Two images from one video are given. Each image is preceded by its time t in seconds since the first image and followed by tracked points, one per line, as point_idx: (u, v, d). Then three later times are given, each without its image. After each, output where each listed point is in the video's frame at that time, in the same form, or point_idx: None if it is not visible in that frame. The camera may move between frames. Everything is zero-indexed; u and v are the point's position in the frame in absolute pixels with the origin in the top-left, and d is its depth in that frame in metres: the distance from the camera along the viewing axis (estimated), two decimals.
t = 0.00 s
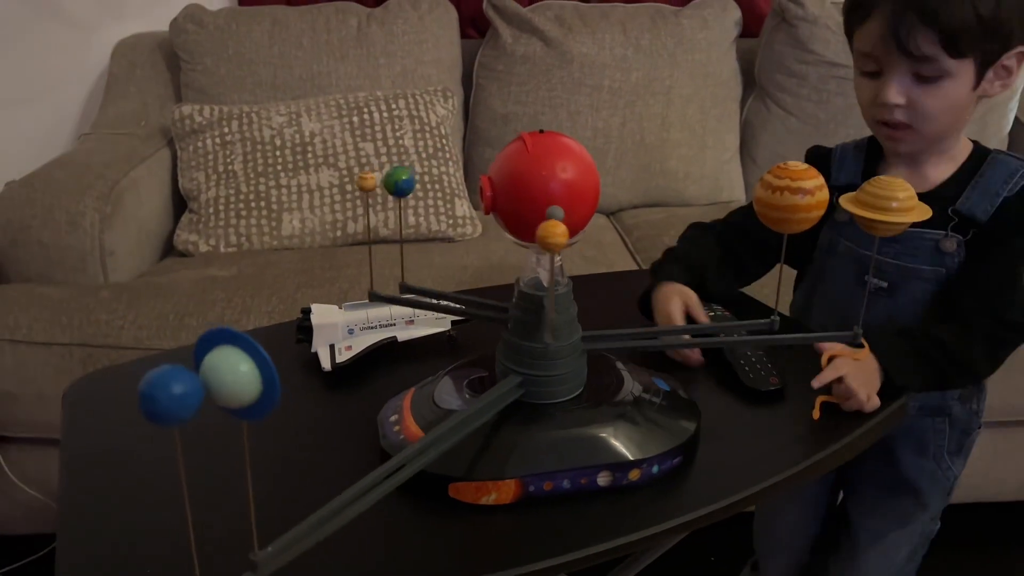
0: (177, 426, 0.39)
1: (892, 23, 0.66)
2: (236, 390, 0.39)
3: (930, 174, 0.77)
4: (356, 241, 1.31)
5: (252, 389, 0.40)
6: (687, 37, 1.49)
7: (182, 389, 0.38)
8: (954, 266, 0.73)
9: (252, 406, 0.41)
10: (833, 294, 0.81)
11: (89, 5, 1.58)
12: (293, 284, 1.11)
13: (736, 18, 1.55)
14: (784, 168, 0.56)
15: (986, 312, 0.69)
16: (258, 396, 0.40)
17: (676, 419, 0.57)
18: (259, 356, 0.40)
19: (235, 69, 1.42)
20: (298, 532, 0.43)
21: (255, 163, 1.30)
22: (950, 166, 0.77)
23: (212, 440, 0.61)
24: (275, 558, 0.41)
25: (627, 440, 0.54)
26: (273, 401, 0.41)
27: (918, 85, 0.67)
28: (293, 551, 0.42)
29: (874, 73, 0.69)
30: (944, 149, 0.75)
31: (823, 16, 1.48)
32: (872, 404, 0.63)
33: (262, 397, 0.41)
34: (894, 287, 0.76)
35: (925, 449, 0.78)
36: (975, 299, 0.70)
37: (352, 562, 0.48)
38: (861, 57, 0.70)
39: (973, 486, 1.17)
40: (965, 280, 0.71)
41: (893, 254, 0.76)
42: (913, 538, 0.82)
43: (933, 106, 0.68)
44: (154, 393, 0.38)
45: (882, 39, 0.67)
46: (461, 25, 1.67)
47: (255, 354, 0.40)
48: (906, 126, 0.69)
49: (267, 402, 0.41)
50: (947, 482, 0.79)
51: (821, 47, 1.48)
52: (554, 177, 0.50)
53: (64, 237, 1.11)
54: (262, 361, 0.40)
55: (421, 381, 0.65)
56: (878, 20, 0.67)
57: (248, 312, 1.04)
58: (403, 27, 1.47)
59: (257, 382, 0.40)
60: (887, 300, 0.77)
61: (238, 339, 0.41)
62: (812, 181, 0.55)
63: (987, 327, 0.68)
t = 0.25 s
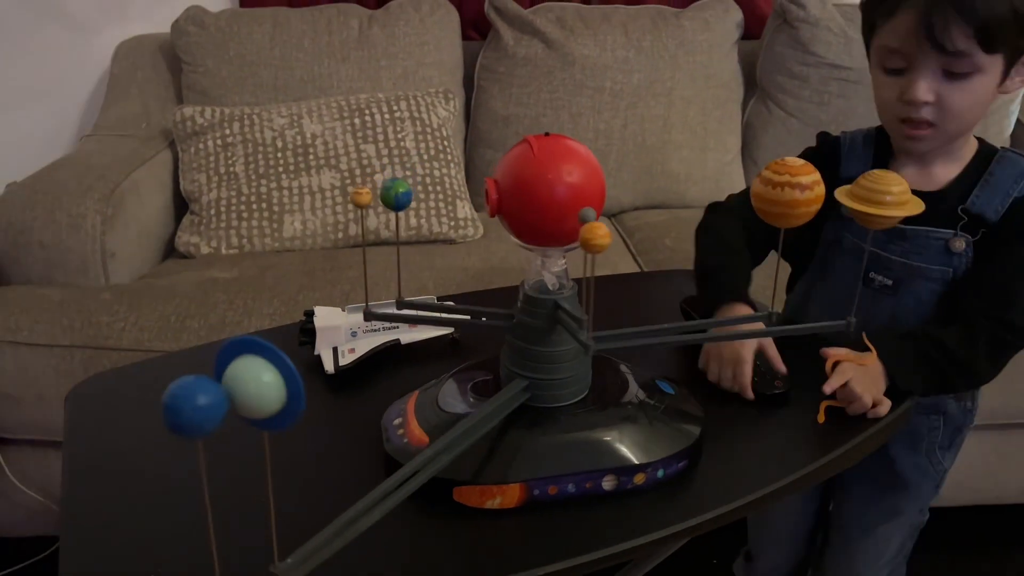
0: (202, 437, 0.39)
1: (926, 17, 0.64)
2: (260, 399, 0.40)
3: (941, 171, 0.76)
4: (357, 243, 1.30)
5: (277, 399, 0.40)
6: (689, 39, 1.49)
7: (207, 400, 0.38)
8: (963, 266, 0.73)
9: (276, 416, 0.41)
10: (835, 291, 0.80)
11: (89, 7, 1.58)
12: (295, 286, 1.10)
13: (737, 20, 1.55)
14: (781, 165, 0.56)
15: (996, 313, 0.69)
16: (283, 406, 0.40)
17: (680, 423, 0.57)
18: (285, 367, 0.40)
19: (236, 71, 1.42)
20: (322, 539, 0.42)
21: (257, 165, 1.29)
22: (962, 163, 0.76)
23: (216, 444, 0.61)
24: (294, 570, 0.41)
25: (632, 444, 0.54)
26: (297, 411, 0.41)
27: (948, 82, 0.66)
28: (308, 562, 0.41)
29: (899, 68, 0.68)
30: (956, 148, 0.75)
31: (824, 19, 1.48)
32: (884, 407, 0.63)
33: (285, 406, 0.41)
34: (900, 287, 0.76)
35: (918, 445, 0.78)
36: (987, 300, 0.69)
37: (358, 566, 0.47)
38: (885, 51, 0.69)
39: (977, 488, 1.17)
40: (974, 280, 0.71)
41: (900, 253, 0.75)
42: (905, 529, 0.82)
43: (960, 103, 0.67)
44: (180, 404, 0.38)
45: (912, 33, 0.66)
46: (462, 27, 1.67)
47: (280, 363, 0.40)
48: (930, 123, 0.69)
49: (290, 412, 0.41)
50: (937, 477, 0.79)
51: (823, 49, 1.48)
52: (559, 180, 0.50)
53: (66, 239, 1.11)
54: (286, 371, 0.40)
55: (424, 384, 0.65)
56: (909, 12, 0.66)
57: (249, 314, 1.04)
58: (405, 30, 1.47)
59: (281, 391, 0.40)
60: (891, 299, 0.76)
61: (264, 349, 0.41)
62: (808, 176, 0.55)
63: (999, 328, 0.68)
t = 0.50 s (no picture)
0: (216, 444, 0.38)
1: (937, 4, 0.65)
2: (276, 406, 0.39)
3: (945, 170, 0.76)
4: (357, 244, 1.30)
5: (292, 405, 0.39)
6: (689, 40, 1.49)
7: (222, 406, 0.37)
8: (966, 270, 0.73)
9: (291, 422, 0.40)
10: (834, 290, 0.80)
11: (89, 7, 1.58)
12: (295, 288, 1.10)
13: (738, 21, 1.55)
14: (775, 158, 0.56)
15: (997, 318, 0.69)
16: (298, 411, 0.40)
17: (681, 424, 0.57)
18: (300, 371, 0.40)
19: (236, 72, 1.41)
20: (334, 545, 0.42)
21: (256, 166, 1.29)
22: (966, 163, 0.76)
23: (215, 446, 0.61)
24: None
25: (633, 445, 0.53)
26: (312, 416, 0.40)
27: (955, 70, 0.67)
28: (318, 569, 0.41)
29: (908, 56, 0.69)
30: (960, 147, 0.75)
31: (825, 20, 1.48)
32: (889, 409, 0.63)
33: (301, 412, 0.40)
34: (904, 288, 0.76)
35: (912, 442, 0.79)
36: (990, 304, 0.70)
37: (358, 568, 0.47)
38: (895, 40, 0.69)
39: (977, 490, 1.16)
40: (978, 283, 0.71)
41: (905, 253, 0.75)
42: (895, 526, 0.83)
43: (970, 93, 0.67)
44: (194, 411, 0.37)
45: (923, 19, 0.66)
46: (462, 28, 1.66)
47: (294, 368, 0.40)
48: (937, 112, 0.69)
49: (305, 417, 0.40)
50: (927, 471, 0.80)
51: (823, 51, 1.48)
52: (561, 181, 0.49)
53: (65, 240, 1.11)
54: (300, 374, 0.39)
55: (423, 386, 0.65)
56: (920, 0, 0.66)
57: (249, 315, 1.03)
58: (405, 31, 1.47)
59: (296, 397, 0.39)
60: (893, 300, 0.76)
61: (277, 353, 0.40)
62: (800, 170, 0.55)
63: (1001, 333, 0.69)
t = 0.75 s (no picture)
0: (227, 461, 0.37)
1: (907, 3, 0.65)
2: (287, 421, 0.38)
3: (933, 170, 0.76)
4: (355, 246, 1.30)
5: (306, 421, 0.39)
6: (688, 42, 1.49)
7: (237, 422, 0.37)
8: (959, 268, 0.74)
9: (303, 438, 0.40)
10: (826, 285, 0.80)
11: (88, 8, 1.57)
12: (292, 289, 1.10)
13: (737, 23, 1.55)
14: (755, 156, 0.56)
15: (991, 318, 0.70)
16: (312, 427, 0.39)
17: (677, 428, 0.56)
18: (315, 386, 0.39)
19: (234, 73, 1.41)
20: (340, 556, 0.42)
21: (255, 167, 1.29)
22: (954, 162, 0.76)
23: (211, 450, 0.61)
24: None
25: (629, 450, 0.53)
26: (327, 432, 0.40)
27: (931, 68, 0.66)
28: None
29: (884, 56, 0.68)
30: (947, 145, 0.75)
31: (824, 22, 1.48)
32: (888, 412, 0.63)
33: (314, 427, 0.39)
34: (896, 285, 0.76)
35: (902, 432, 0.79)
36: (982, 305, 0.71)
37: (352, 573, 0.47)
38: (871, 41, 0.69)
39: (976, 493, 1.16)
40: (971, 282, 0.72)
41: (898, 249, 0.75)
42: (882, 516, 0.82)
43: (948, 90, 0.67)
44: (208, 427, 0.36)
45: (896, 19, 0.66)
46: (461, 29, 1.66)
47: (308, 383, 0.39)
48: (915, 111, 0.68)
49: (319, 433, 0.40)
50: (914, 461, 0.81)
51: (822, 52, 1.48)
52: (556, 185, 0.49)
53: (62, 242, 1.10)
54: (316, 390, 0.39)
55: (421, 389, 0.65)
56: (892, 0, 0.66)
57: (246, 317, 1.03)
58: (403, 32, 1.47)
59: (309, 414, 0.39)
60: (886, 295, 0.76)
61: (290, 368, 0.40)
62: (784, 166, 0.54)
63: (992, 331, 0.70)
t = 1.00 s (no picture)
0: (243, 466, 0.37)
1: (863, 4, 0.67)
2: (308, 424, 0.38)
3: (907, 164, 0.78)
4: (353, 246, 1.30)
5: (326, 423, 0.38)
6: (687, 42, 1.48)
7: (255, 427, 0.36)
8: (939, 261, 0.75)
9: (323, 441, 0.39)
10: (807, 279, 0.81)
11: (85, 8, 1.57)
12: (291, 290, 1.10)
13: (736, 23, 1.55)
14: (739, 149, 0.57)
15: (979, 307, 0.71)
16: (331, 430, 0.39)
17: (676, 429, 0.56)
18: (336, 389, 0.39)
19: (232, 73, 1.41)
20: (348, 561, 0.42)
21: (253, 167, 1.29)
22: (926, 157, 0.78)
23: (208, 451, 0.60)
24: None
25: (628, 451, 0.53)
26: (347, 435, 0.39)
27: (892, 65, 0.68)
28: None
29: (847, 56, 0.71)
30: (919, 139, 0.77)
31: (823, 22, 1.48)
32: (893, 417, 0.62)
33: (335, 431, 0.39)
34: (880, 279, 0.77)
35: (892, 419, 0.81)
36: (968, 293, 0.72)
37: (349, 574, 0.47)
38: (834, 42, 0.71)
39: (975, 495, 1.16)
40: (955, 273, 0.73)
41: (879, 244, 0.76)
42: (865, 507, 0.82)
43: (910, 86, 0.69)
44: (225, 432, 0.35)
45: (854, 19, 0.68)
46: (460, 29, 1.66)
47: (326, 385, 0.39)
48: (880, 109, 0.70)
49: (339, 437, 0.39)
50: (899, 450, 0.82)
51: (821, 53, 1.48)
52: (554, 185, 0.49)
53: (60, 242, 1.10)
54: (335, 392, 0.38)
55: (419, 390, 0.64)
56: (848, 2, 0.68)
57: (245, 317, 1.03)
58: (402, 32, 1.47)
59: (329, 416, 0.38)
60: (868, 289, 0.78)
61: (309, 370, 0.39)
62: (769, 159, 0.56)
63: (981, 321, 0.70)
